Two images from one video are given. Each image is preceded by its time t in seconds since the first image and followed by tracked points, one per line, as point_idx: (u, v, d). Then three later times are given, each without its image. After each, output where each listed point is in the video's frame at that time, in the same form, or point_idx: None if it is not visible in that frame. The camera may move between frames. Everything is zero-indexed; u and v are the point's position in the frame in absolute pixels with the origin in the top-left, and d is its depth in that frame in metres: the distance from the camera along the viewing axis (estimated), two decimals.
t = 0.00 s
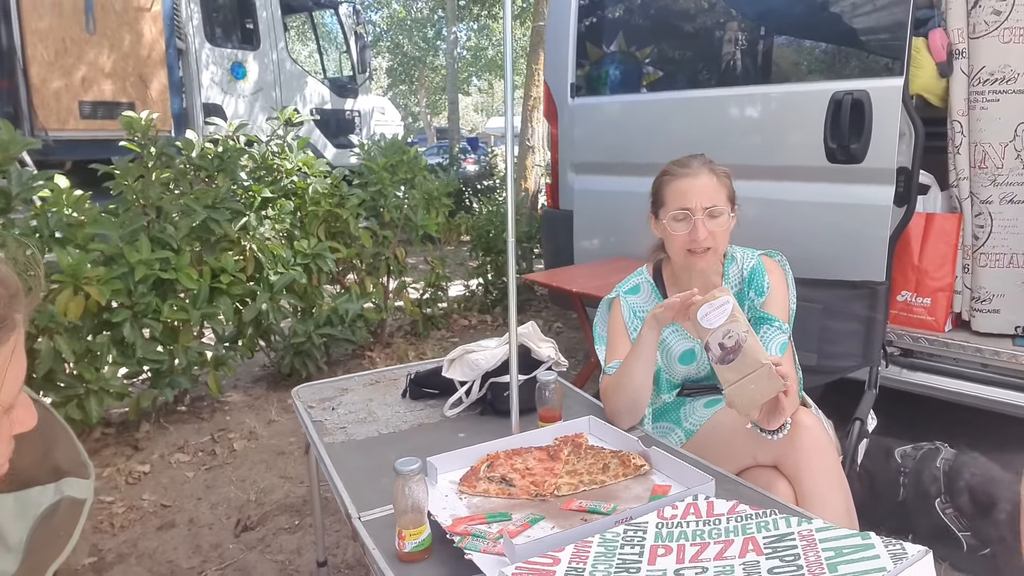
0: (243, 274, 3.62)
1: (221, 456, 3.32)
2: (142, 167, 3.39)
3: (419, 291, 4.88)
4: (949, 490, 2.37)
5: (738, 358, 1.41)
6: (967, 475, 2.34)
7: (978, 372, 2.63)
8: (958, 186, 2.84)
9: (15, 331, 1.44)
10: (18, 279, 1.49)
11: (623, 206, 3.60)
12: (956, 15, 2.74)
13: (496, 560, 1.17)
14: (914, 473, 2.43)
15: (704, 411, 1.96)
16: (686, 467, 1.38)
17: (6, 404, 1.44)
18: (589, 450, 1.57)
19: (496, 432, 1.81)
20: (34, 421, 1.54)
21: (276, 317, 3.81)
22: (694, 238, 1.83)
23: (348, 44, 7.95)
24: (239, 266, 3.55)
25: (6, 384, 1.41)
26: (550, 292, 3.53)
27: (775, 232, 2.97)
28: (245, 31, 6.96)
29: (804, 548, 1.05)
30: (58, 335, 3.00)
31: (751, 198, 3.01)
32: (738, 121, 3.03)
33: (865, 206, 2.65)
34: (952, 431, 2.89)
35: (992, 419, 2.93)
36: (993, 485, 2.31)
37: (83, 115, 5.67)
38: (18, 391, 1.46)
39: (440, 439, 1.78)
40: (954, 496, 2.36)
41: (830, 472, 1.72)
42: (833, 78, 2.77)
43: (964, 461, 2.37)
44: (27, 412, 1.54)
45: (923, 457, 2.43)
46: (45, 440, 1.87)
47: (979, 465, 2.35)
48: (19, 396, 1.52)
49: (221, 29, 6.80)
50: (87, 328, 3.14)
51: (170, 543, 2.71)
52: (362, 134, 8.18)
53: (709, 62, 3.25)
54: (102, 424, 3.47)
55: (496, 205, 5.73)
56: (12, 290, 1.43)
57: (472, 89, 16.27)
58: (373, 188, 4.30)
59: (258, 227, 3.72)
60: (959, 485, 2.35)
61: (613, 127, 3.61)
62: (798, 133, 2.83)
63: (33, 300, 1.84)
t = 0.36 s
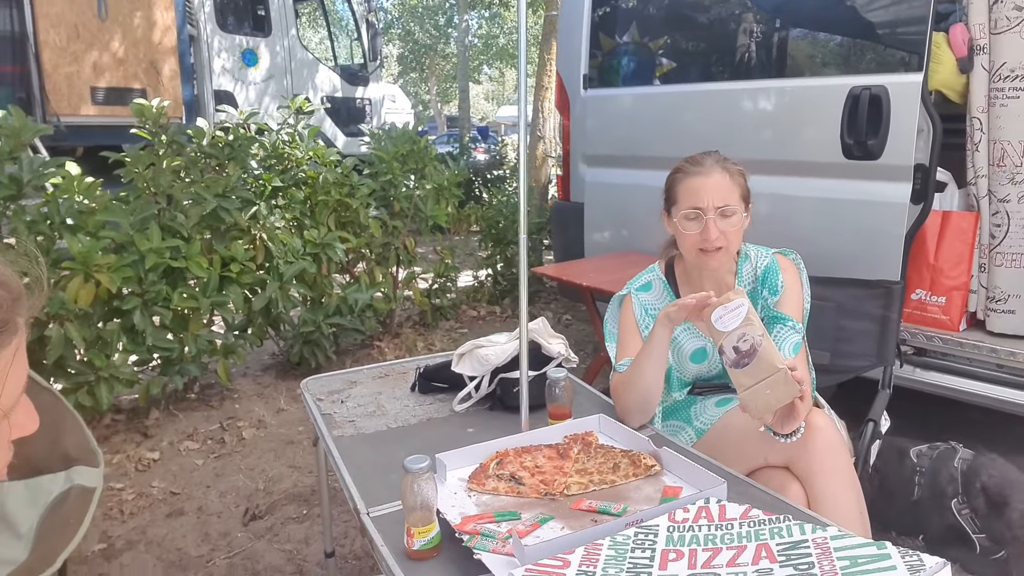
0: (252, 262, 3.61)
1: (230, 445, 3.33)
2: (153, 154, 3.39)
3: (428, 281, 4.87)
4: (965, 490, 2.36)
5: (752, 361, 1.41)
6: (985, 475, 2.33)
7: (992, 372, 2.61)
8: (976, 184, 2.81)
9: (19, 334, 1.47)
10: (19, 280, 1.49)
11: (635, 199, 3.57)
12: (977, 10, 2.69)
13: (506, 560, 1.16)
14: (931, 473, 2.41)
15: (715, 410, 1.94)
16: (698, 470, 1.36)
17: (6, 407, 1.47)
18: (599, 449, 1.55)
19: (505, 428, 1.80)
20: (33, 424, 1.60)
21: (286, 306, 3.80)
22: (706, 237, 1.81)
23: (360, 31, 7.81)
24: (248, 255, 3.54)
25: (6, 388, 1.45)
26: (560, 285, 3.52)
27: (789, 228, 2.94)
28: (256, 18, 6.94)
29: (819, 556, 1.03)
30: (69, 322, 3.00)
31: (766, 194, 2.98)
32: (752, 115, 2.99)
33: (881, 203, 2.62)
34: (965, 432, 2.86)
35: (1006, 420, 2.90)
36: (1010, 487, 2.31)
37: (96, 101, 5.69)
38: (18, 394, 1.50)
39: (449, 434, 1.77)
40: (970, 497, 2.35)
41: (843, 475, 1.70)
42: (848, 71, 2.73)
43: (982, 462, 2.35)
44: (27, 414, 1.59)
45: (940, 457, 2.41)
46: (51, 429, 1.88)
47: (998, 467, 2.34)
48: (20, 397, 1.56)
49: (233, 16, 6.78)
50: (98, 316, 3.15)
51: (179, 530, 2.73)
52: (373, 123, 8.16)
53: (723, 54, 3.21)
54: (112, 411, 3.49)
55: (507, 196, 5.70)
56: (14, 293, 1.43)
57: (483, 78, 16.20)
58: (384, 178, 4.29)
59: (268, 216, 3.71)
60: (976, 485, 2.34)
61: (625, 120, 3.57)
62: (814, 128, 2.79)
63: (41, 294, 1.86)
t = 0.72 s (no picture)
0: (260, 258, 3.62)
1: (242, 440, 3.35)
2: (160, 151, 3.39)
3: (434, 275, 4.86)
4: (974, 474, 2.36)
5: (767, 356, 1.41)
6: (992, 457, 2.34)
7: (1002, 361, 2.60)
8: (985, 171, 2.80)
9: (4, 322, 1.49)
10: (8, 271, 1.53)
11: (640, 190, 3.57)
12: None
13: (527, 552, 1.17)
14: (939, 459, 2.42)
15: (728, 401, 1.96)
16: (716, 459, 1.37)
17: None
18: (616, 440, 1.56)
19: (520, 420, 1.81)
20: (27, 418, 1.60)
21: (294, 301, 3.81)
22: (719, 228, 1.82)
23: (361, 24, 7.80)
24: (256, 250, 3.55)
25: None
26: (568, 278, 3.52)
27: (798, 217, 2.94)
28: (257, 12, 6.93)
29: (842, 545, 1.04)
30: (79, 319, 3.00)
31: (773, 183, 2.97)
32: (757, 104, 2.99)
33: (889, 191, 2.61)
34: (975, 420, 2.86)
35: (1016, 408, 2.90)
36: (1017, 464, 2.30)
37: (98, 97, 5.68)
38: (10, 383, 1.51)
39: (464, 427, 1.78)
40: (978, 479, 2.35)
41: (858, 464, 1.71)
42: (852, 61, 2.72)
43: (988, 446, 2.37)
44: (20, 409, 1.59)
45: (948, 443, 2.43)
46: (68, 426, 1.84)
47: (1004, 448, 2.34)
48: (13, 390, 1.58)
49: (234, 11, 6.76)
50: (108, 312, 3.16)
51: (193, 526, 2.74)
52: (375, 116, 8.15)
53: (726, 43, 3.19)
54: (123, 407, 3.51)
55: (511, 188, 5.70)
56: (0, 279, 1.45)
57: (484, 70, 16.17)
58: (389, 172, 4.29)
59: (275, 211, 3.71)
60: (983, 467, 2.34)
61: (630, 110, 3.57)
62: (820, 117, 2.79)
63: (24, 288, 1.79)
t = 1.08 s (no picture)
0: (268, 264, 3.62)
1: (249, 445, 3.35)
2: (169, 157, 3.40)
3: (440, 281, 4.86)
4: (983, 482, 2.35)
5: (779, 359, 1.40)
6: (1002, 465, 2.31)
7: (1011, 367, 2.59)
8: (993, 177, 2.80)
9: None
10: None
11: (646, 196, 3.57)
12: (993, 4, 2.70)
13: (539, 556, 1.17)
14: (948, 466, 2.41)
15: (738, 406, 1.96)
16: (728, 465, 1.37)
17: None
18: (626, 446, 1.56)
19: (529, 425, 1.81)
20: (24, 416, 1.60)
21: (301, 306, 3.82)
22: (722, 238, 1.81)
23: (367, 31, 7.90)
24: (264, 256, 3.56)
25: None
26: (575, 283, 3.52)
27: (805, 223, 2.93)
28: (263, 19, 6.97)
29: (856, 549, 1.04)
30: (88, 324, 3.01)
31: (780, 189, 2.97)
32: (762, 110, 3.00)
33: (897, 197, 2.61)
34: (984, 426, 2.85)
35: None
36: None
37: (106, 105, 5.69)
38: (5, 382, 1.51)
39: (473, 432, 1.78)
40: (988, 488, 2.33)
41: (869, 470, 1.70)
42: (857, 66, 2.72)
43: (1000, 454, 2.34)
44: (17, 409, 1.59)
45: (957, 449, 2.41)
46: (78, 430, 1.83)
47: (1015, 457, 2.31)
48: (7, 390, 1.57)
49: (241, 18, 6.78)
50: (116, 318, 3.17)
51: (201, 531, 2.75)
52: (381, 123, 8.18)
53: (731, 50, 3.20)
54: (131, 413, 3.51)
55: (516, 193, 5.71)
56: None
57: (488, 77, 16.22)
58: (395, 178, 4.31)
59: (283, 217, 3.72)
60: (993, 476, 2.32)
61: (635, 116, 3.57)
62: (825, 123, 2.79)
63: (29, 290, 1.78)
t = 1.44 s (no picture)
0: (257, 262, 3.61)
1: (239, 444, 3.34)
2: (157, 155, 3.39)
3: (431, 278, 4.86)
4: (969, 481, 2.36)
5: (768, 353, 1.42)
6: (988, 469, 2.32)
7: (995, 360, 2.62)
8: (978, 173, 2.83)
9: None
10: None
11: (635, 193, 3.59)
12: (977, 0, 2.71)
13: (533, 550, 1.18)
14: (933, 460, 2.43)
15: (726, 401, 1.97)
16: (717, 458, 1.38)
17: None
18: (617, 440, 1.57)
19: (520, 420, 1.82)
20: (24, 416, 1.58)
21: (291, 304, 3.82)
22: (709, 233, 1.83)
23: (355, 28, 7.88)
24: (254, 254, 3.55)
25: None
26: (564, 280, 3.53)
27: (793, 220, 2.95)
28: (251, 16, 6.93)
29: (844, 539, 1.06)
30: (77, 323, 3.00)
31: (768, 185, 2.99)
32: (749, 107, 3.02)
33: (884, 193, 2.64)
34: (969, 419, 2.89)
35: (1009, 407, 2.93)
36: (1014, 483, 2.28)
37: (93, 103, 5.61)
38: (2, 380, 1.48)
39: (465, 429, 1.79)
40: (973, 489, 2.35)
41: (856, 462, 1.73)
42: (845, 63, 2.75)
43: (986, 455, 2.34)
44: (15, 408, 1.57)
45: (942, 444, 2.43)
46: (68, 429, 1.82)
47: (1000, 459, 2.31)
48: (5, 389, 1.55)
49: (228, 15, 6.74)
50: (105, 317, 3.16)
51: (192, 530, 2.74)
52: (370, 120, 8.16)
53: (719, 47, 3.22)
54: (120, 412, 3.50)
55: (506, 190, 5.72)
56: None
57: (477, 74, 16.21)
58: (386, 175, 4.30)
59: (272, 215, 3.71)
60: (980, 479, 2.33)
61: (624, 113, 3.59)
62: (812, 120, 2.81)
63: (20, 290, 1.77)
